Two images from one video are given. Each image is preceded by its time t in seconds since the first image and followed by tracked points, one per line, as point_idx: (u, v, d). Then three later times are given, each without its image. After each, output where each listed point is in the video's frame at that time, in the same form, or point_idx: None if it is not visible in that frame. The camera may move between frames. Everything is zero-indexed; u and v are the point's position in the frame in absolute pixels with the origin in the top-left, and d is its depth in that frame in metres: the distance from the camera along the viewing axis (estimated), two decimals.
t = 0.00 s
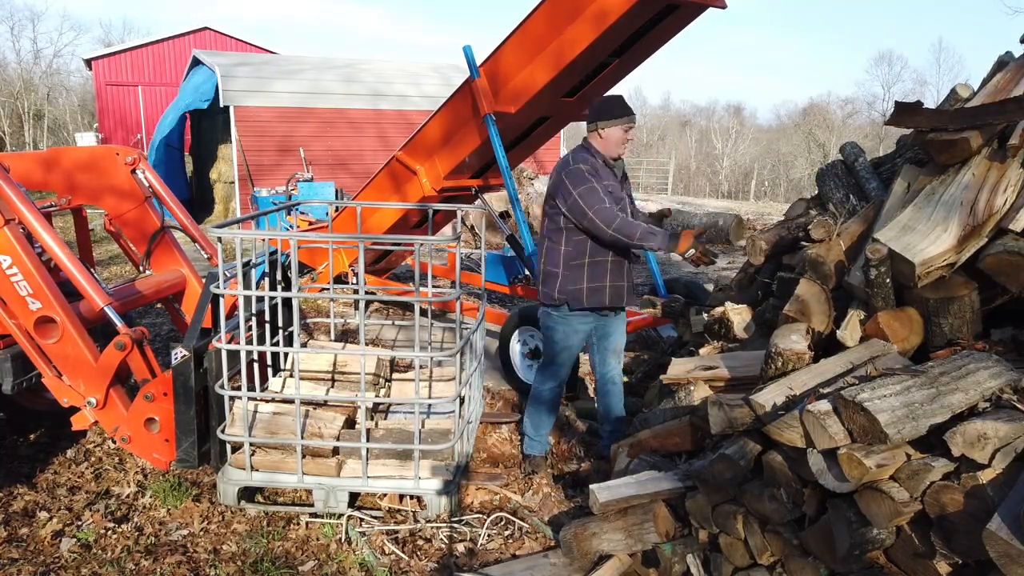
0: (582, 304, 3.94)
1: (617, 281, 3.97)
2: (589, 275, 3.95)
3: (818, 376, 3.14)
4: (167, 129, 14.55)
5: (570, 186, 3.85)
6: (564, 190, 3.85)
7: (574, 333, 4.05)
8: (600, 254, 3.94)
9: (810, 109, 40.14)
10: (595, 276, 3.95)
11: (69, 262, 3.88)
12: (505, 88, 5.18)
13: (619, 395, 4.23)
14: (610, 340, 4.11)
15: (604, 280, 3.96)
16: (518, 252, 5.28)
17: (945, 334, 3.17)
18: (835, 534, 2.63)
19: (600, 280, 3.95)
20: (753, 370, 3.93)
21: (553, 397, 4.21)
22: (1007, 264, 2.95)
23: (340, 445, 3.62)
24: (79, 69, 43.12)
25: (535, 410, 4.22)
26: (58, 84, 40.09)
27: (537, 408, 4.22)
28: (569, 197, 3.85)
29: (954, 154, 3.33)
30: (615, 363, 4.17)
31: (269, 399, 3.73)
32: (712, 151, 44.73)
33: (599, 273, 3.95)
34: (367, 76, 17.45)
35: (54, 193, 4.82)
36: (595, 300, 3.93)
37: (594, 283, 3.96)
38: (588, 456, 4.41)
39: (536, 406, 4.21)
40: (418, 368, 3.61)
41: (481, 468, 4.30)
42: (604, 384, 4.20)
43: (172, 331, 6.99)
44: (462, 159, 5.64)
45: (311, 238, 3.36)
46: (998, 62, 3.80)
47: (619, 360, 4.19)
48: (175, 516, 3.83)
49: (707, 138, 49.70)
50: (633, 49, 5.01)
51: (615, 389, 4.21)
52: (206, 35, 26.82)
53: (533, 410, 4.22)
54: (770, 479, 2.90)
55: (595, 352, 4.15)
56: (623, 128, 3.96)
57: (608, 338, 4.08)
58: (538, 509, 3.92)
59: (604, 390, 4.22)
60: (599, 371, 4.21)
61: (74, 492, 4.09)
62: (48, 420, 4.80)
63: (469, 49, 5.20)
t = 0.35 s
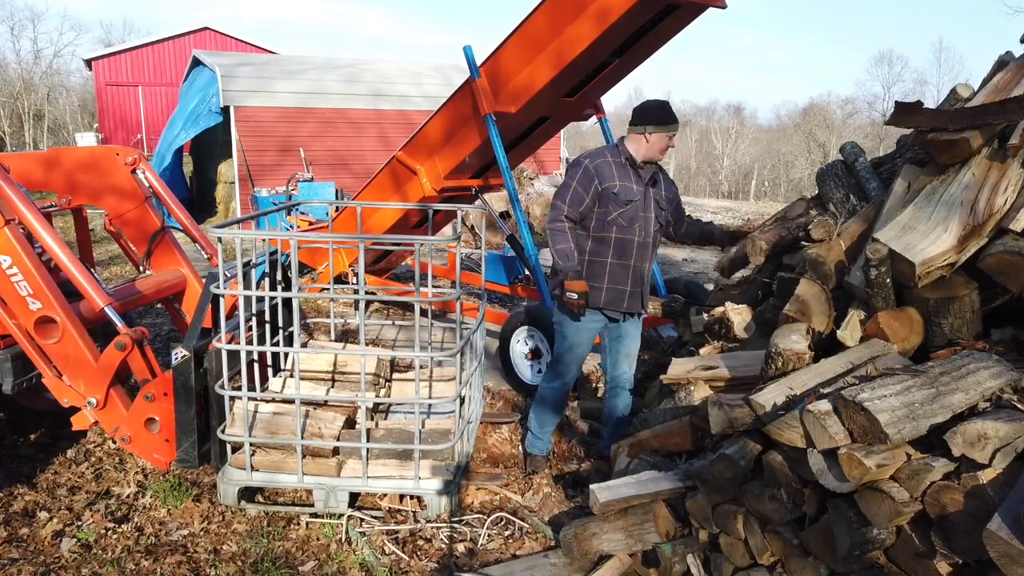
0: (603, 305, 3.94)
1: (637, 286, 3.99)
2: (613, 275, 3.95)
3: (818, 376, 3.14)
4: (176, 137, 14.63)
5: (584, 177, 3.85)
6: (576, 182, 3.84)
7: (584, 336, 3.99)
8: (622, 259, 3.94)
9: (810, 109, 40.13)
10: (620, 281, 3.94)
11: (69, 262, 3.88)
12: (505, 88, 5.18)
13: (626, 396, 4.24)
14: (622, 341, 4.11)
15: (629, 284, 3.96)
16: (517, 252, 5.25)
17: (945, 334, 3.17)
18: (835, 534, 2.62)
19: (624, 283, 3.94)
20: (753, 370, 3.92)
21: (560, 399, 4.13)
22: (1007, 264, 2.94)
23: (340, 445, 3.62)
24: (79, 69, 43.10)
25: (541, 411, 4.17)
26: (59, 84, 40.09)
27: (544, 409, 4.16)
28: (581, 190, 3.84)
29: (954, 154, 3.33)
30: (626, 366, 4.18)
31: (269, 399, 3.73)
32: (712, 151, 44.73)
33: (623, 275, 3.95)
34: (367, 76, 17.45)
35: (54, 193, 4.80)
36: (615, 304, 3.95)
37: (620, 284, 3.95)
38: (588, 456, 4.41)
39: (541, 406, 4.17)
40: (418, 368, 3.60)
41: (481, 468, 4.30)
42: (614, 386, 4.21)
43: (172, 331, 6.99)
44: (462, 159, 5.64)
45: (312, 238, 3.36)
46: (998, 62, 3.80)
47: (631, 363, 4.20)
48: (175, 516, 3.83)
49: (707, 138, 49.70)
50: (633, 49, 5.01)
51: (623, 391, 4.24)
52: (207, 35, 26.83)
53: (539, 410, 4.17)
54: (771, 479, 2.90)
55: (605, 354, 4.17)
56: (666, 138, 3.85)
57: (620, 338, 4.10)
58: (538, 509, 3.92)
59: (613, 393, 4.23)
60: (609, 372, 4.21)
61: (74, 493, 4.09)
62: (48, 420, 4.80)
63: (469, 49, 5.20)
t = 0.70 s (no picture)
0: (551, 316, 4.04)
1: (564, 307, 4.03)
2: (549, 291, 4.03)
3: (818, 376, 3.14)
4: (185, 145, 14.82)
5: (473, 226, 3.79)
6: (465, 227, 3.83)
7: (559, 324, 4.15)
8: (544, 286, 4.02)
9: (810, 110, 40.14)
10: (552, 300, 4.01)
11: (70, 262, 3.88)
12: (505, 89, 5.18)
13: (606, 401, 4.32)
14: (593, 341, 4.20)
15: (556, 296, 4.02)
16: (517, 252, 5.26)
17: (945, 334, 3.16)
18: (836, 535, 2.62)
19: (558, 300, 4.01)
20: (754, 370, 3.91)
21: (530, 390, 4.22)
22: (1007, 264, 2.94)
23: (340, 445, 3.62)
24: (79, 69, 43.10)
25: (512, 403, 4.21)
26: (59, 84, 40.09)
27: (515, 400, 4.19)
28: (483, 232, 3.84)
29: (954, 154, 3.33)
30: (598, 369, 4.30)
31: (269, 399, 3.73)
32: (712, 151, 44.73)
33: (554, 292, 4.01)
34: (367, 76, 17.46)
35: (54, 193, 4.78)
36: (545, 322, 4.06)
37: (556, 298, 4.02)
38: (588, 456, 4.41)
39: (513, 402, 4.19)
40: (418, 368, 3.61)
41: (481, 468, 4.29)
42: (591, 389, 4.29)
43: (172, 331, 6.99)
44: (462, 159, 5.64)
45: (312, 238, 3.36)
46: (998, 62, 3.80)
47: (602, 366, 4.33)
48: (175, 516, 3.83)
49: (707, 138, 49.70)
50: (633, 49, 5.01)
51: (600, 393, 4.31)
52: (207, 34, 26.83)
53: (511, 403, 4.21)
54: (771, 479, 2.90)
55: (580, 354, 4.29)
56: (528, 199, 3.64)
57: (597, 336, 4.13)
58: (538, 509, 3.92)
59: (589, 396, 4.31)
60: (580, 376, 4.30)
61: (74, 492, 4.09)
62: (48, 420, 4.80)
63: (469, 49, 5.20)
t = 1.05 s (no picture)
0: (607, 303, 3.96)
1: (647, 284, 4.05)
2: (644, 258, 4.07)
3: (818, 376, 3.14)
4: (187, 153, 14.96)
5: (639, 178, 3.96)
6: (636, 181, 3.94)
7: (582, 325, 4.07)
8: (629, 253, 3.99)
9: (810, 110, 40.16)
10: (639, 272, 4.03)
11: (69, 262, 3.88)
12: (505, 89, 5.18)
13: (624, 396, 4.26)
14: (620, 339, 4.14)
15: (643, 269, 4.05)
16: (517, 252, 5.27)
17: (945, 334, 3.16)
18: (835, 535, 2.62)
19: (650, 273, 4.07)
20: (754, 370, 3.91)
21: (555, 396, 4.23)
22: (1007, 265, 2.94)
23: (340, 445, 3.62)
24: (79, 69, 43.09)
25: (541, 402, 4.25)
26: (59, 84, 40.08)
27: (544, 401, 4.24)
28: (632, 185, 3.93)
29: (953, 154, 3.33)
30: (625, 362, 4.20)
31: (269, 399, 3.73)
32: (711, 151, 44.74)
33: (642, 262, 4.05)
34: (367, 76, 17.45)
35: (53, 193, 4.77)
36: (620, 303, 3.96)
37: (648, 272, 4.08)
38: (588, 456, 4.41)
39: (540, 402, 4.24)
40: (418, 368, 3.60)
41: (481, 468, 4.30)
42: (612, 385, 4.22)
43: (172, 331, 6.99)
44: (462, 159, 5.64)
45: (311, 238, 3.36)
46: (998, 62, 3.80)
47: (630, 361, 4.22)
48: (175, 516, 3.83)
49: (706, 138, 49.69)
50: (633, 49, 5.01)
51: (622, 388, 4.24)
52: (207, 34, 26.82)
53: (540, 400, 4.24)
54: (770, 479, 2.90)
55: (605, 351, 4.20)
56: (672, 141, 3.87)
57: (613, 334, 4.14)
58: (538, 509, 3.92)
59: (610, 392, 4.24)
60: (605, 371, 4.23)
61: (74, 493, 4.09)
62: (47, 420, 4.81)
63: (469, 49, 5.20)
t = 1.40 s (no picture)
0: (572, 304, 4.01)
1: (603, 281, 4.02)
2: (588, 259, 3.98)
3: (818, 376, 3.15)
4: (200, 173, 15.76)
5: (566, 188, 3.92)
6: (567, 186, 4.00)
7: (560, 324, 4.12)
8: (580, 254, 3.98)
9: (810, 110, 40.17)
10: (580, 274, 3.99)
11: (69, 262, 3.88)
12: (505, 89, 5.18)
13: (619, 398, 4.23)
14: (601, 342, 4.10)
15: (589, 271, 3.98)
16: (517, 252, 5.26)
17: (945, 334, 3.17)
18: (835, 535, 2.62)
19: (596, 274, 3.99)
20: (754, 370, 3.91)
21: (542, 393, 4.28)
22: (1007, 265, 2.94)
23: (340, 445, 3.62)
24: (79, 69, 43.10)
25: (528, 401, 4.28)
26: (59, 84, 40.09)
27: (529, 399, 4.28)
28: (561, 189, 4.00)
29: (954, 155, 3.33)
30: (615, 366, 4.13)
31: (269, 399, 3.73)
32: (712, 151, 44.77)
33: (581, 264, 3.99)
34: (367, 77, 17.46)
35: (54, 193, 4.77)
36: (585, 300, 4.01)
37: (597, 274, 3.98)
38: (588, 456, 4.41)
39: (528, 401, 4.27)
40: (418, 368, 3.60)
41: (481, 468, 4.30)
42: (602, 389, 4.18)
43: (172, 331, 7.00)
44: (462, 159, 5.64)
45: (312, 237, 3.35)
46: (998, 62, 3.80)
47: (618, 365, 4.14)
48: (175, 516, 3.83)
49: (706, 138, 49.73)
50: (633, 49, 5.01)
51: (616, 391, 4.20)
52: (207, 35, 26.83)
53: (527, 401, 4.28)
54: (771, 479, 2.90)
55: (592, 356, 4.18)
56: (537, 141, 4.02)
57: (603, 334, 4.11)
58: (538, 510, 3.92)
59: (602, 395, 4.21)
60: (592, 375, 4.18)
61: (74, 493, 4.09)
62: (48, 420, 4.81)
63: (469, 50, 5.20)
